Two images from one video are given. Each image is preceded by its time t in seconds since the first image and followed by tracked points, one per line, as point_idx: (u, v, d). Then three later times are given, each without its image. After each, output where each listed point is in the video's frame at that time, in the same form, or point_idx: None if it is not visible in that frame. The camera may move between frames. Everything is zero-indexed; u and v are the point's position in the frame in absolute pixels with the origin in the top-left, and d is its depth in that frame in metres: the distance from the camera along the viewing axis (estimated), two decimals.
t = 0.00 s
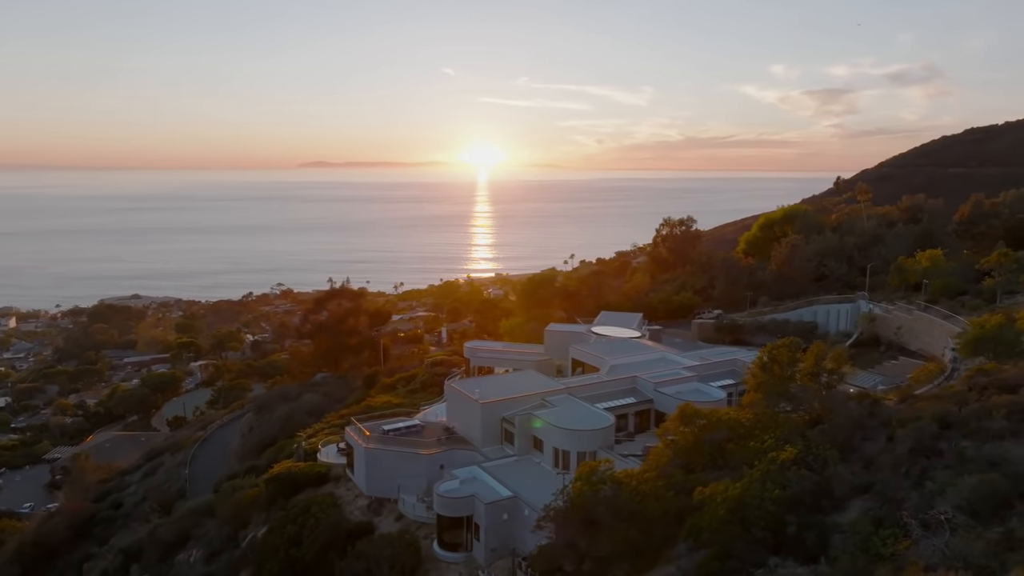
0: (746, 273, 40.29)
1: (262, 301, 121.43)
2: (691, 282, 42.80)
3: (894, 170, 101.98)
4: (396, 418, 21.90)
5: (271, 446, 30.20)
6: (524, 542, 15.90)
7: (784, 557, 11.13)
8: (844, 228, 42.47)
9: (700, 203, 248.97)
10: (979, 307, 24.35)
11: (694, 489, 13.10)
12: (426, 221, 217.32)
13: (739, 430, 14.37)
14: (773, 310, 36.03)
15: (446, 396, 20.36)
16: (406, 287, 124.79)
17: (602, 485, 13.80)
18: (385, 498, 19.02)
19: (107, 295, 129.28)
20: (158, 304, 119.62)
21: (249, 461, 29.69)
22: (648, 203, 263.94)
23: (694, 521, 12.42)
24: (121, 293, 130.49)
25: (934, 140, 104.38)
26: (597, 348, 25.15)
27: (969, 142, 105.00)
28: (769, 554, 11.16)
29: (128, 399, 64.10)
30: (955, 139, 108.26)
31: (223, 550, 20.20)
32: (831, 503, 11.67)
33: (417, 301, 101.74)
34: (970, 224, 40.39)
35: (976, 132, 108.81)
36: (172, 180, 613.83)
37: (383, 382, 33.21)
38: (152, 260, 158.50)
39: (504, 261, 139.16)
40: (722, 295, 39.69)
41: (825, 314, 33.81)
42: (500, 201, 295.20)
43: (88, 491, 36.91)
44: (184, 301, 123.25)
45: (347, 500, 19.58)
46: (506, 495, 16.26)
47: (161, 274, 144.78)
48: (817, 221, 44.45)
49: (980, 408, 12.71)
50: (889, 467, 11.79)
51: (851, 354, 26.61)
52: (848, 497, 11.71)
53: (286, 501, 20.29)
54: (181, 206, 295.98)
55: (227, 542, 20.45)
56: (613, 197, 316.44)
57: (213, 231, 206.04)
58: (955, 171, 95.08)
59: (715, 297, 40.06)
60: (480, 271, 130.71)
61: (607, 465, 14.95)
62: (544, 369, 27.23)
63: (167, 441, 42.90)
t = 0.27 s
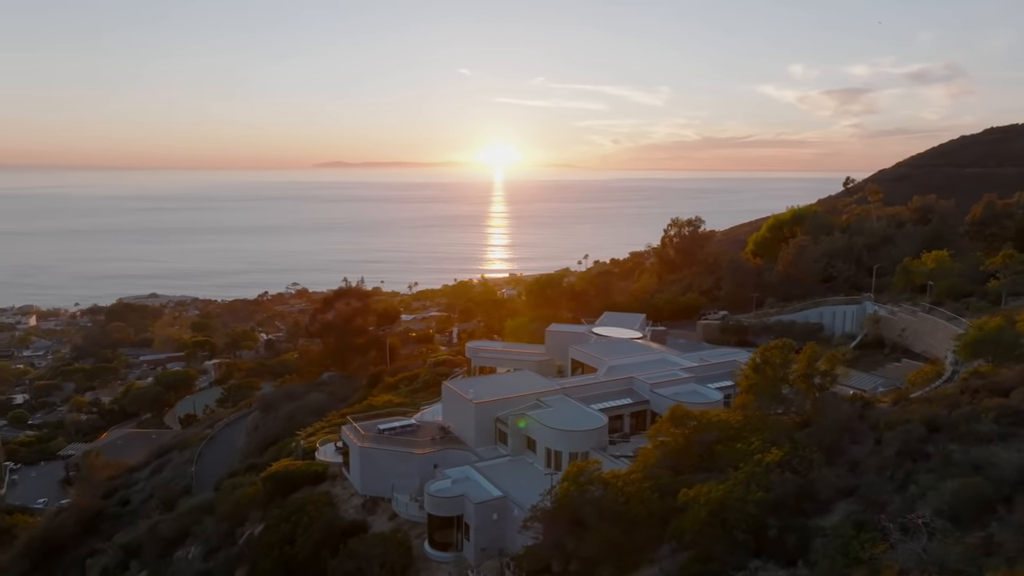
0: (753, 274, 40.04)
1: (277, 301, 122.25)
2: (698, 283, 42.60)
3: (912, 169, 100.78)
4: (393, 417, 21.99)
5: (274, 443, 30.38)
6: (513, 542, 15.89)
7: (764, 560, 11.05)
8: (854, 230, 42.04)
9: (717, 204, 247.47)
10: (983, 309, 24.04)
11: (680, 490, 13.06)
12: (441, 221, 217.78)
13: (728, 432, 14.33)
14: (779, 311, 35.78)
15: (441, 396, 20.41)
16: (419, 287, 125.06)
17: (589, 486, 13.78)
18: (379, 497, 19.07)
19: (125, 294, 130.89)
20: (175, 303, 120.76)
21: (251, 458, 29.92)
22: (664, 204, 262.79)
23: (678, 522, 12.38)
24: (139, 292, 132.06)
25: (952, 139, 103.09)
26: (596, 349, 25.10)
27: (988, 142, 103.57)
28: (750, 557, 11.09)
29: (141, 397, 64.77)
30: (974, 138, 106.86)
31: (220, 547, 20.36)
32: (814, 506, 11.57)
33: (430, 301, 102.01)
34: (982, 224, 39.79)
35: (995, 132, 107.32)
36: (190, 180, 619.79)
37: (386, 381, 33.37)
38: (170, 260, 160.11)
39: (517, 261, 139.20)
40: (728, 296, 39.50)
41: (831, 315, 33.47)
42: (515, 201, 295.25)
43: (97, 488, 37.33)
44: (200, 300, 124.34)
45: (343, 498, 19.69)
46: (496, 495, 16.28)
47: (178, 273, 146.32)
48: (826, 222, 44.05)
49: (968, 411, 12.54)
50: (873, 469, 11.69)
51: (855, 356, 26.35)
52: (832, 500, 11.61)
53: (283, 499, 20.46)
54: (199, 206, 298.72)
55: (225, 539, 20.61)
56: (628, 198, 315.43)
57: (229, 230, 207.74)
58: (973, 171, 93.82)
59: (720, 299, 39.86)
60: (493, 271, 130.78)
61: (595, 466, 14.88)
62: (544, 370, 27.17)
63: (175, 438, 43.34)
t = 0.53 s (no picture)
0: (760, 274, 39.78)
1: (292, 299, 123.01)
2: (705, 283, 42.41)
3: (931, 168, 99.48)
4: (391, 415, 22.09)
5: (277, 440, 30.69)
6: (503, 541, 15.88)
7: (744, 562, 10.98)
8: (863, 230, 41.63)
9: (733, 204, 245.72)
10: (987, 311, 23.74)
11: (664, 491, 13.02)
12: (457, 221, 218.09)
13: (718, 432, 14.27)
14: (785, 313, 35.49)
15: (437, 396, 20.46)
16: (433, 286, 125.24)
17: (574, 485, 13.73)
18: (374, 495, 19.12)
19: (142, 293, 132.40)
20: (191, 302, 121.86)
21: (255, 455, 30.13)
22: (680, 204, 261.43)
23: (662, 524, 12.34)
24: (156, 290, 133.53)
25: (972, 139, 101.72)
26: (596, 349, 25.04)
27: (1009, 142, 102.06)
28: (731, 560, 11.04)
29: (155, 394, 65.47)
30: (994, 138, 105.40)
31: (218, 543, 20.56)
32: (798, 508, 11.47)
33: (444, 300, 102.06)
34: (994, 224, 39.22)
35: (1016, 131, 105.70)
36: (209, 180, 625.50)
37: (390, 380, 33.57)
38: (187, 259, 161.63)
39: (531, 261, 139.11)
40: (735, 297, 39.26)
41: (837, 316, 33.17)
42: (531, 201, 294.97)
43: (107, 484, 37.70)
44: (216, 299, 125.41)
45: (338, 496, 19.81)
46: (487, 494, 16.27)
47: (194, 272, 147.68)
48: (836, 222, 43.67)
49: (957, 414, 12.37)
50: (857, 472, 11.57)
51: (859, 357, 26.07)
52: (815, 502, 11.50)
53: (280, 497, 20.62)
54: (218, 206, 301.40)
55: (222, 536, 20.80)
56: (644, 198, 314.19)
57: (246, 229, 209.31)
58: (994, 171, 92.45)
59: (728, 299, 39.53)
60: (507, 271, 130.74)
61: (585, 466, 14.83)
62: (546, 370, 27.09)
63: (185, 435, 43.83)
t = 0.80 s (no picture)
0: (767, 275, 39.51)
1: (307, 299, 123.77)
2: (712, 284, 42.13)
3: (950, 168, 98.12)
4: (388, 415, 22.13)
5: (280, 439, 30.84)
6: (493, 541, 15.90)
7: (724, 567, 10.89)
8: (874, 232, 41.15)
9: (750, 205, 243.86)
10: (992, 313, 23.41)
11: (649, 494, 12.97)
12: (473, 221, 218.32)
13: (706, 434, 14.23)
14: (792, 315, 35.16)
15: (433, 396, 20.51)
16: (447, 287, 125.42)
17: (561, 486, 13.69)
18: (369, 495, 19.16)
19: (159, 292, 133.89)
20: (207, 301, 123.00)
21: (258, 453, 30.33)
22: (696, 204, 260.06)
23: (644, 526, 12.28)
24: (173, 289, 134.93)
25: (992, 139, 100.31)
26: (596, 351, 24.96)
27: None
28: (710, 563, 10.96)
29: (169, 392, 66.14)
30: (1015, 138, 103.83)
31: (216, 541, 20.73)
32: (781, 512, 11.32)
33: (457, 300, 102.20)
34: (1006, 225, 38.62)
35: None
36: (228, 180, 630.77)
37: (393, 380, 33.70)
38: (204, 258, 163.11)
39: (545, 262, 138.95)
40: (741, 298, 39.04)
41: (844, 319, 32.79)
42: (546, 202, 294.62)
43: (116, 481, 38.14)
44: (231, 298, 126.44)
45: (335, 495, 19.89)
46: (477, 495, 16.31)
47: (211, 271, 149.04)
48: (845, 223, 43.25)
49: (946, 418, 12.20)
50: (841, 475, 11.44)
51: (864, 360, 25.80)
52: (799, 506, 11.37)
53: (277, 495, 20.77)
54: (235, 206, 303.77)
55: (221, 533, 20.95)
56: (660, 198, 312.79)
57: (262, 229, 210.71)
58: (1014, 171, 91.05)
59: (734, 301, 39.30)
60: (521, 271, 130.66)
61: (574, 467, 14.79)
62: (547, 371, 26.98)
63: (193, 433, 44.26)
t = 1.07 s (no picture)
0: (774, 275, 39.25)
1: (320, 298, 124.33)
2: (718, 285, 41.91)
3: (967, 168, 96.84)
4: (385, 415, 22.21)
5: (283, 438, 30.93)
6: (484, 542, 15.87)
7: (706, 570, 10.85)
8: (883, 233, 40.71)
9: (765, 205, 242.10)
10: (996, 316, 23.09)
11: (636, 496, 12.94)
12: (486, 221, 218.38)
13: (696, 435, 14.17)
14: (797, 316, 34.88)
15: (429, 397, 20.57)
16: (459, 287, 125.48)
17: (548, 486, 13.61)
18: (364, 494, 19.20)
19: (174, 291, 135.08)
20: (221, 300, 123.93)
21: (261, 452, 30.53)
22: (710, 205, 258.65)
23: (629, 528, 12.23)
24: (188, 288, 136.06)
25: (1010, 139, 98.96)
26: (595, 351, 24.91)
27: None
28: (692, 566, 10.91)
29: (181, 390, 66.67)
30: None
31: (215, 538, 20.88)
32: (765, 515, 11.22)
33: (469, 300, 102.25)
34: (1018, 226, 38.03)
35: None
36: (243, 180, 635.13)
37: (396, 380, 33.82)
38: (218, 258, 164.37)
39: (557, 262, 138.72)
40: (747, 299, 38.83)
41: (849, 320, 32.45)
42: (559, 202, 294.20)
43: (124, 478, 38.46)
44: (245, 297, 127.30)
45: (331, 494, 19.97)
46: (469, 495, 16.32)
47: (225, 271, 150.21)
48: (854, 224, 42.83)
49: (937, 421, 12.06)
50: (827, 479, 11.32)
51: (866, 362, 25.58)
52: (784, 509, 11.26)
53: (275, 493, 20.88)
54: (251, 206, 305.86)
55: (219, 531, 21.09)
56: (674, 198, 311.32)
57: (276, 229, 212.01)
58: None
59: (740, 302, 39.14)
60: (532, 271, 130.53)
61: (565, 469, 14.66)
62: (547, 371, 26.98)
63: (201, 431, 44.54)
